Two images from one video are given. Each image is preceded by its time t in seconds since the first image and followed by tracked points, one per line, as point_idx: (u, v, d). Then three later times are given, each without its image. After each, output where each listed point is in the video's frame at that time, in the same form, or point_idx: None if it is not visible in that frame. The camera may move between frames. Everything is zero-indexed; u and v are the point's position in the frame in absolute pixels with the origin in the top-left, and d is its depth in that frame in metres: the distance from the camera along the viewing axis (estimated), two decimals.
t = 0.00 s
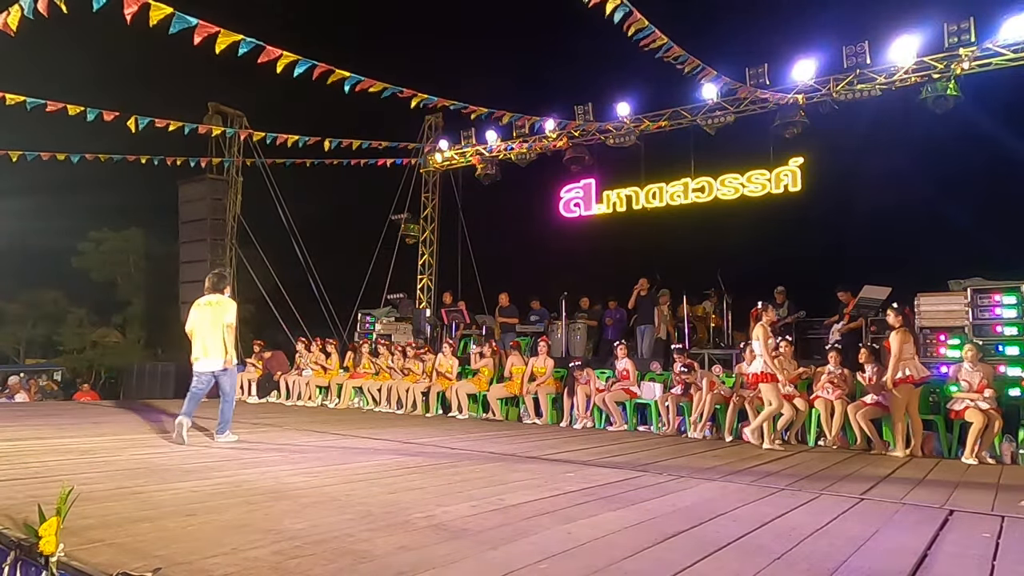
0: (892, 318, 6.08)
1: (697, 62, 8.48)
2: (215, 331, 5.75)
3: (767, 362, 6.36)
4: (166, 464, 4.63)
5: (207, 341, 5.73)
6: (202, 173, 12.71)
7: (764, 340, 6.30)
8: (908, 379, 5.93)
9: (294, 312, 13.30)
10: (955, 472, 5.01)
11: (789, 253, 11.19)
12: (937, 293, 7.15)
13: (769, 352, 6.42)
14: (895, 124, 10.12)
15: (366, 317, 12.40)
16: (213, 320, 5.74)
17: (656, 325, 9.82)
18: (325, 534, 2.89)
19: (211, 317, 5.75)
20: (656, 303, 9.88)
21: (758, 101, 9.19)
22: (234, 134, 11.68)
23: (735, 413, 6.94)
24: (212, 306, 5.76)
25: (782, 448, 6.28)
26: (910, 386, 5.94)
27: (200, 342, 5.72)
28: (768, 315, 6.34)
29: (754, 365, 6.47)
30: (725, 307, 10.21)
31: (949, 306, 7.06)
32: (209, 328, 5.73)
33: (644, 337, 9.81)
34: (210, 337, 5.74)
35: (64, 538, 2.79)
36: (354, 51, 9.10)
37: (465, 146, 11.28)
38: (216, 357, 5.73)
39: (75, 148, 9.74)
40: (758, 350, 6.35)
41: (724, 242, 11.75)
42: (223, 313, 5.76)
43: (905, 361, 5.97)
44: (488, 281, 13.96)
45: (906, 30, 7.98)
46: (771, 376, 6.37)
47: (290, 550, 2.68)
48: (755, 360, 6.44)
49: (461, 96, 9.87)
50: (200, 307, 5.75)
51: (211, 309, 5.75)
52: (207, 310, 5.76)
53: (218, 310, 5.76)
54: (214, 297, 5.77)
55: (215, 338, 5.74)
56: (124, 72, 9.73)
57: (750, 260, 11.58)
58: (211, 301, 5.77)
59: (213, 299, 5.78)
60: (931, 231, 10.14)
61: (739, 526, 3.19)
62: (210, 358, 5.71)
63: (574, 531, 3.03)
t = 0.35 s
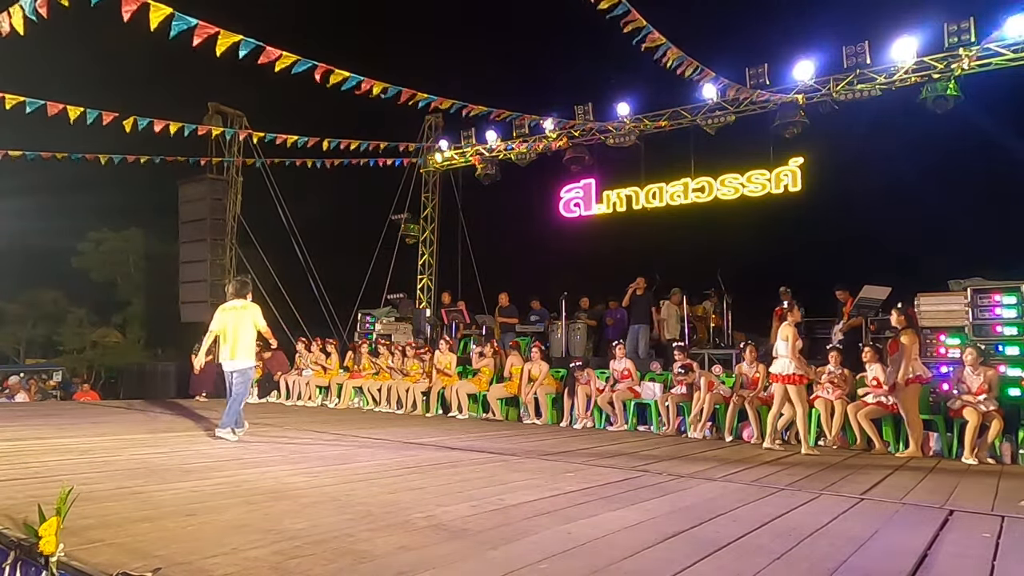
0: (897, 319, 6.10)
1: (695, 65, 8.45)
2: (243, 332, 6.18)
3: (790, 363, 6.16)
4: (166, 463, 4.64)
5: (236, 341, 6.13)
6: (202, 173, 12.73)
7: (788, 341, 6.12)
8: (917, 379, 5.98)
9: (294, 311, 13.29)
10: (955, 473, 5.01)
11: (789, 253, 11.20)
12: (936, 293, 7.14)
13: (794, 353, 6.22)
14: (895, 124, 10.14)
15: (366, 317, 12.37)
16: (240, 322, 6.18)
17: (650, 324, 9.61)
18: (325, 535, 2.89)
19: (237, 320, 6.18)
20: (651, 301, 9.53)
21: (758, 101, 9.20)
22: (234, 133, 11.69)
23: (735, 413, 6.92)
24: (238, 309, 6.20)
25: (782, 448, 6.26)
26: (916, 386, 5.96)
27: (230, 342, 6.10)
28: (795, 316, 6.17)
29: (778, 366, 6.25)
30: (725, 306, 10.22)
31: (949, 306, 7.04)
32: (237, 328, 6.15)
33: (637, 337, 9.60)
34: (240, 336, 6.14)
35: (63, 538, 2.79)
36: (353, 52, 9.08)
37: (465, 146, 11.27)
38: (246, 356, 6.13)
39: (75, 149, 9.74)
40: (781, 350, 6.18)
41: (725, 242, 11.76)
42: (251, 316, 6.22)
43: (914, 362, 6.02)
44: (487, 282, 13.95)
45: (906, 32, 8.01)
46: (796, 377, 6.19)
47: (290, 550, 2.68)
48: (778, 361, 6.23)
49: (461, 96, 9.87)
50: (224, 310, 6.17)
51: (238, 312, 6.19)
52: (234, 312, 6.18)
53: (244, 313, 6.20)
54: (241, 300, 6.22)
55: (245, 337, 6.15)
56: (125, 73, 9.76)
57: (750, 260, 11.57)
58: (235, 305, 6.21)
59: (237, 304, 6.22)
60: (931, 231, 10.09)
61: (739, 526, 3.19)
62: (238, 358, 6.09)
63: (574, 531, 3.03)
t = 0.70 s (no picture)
0: (898, 318, 6.07)
1: (694, 65, 8.42)
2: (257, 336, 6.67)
3: (802, 360, 6.24)
4: (166, 463, 4.64)
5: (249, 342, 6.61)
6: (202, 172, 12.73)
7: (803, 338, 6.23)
8: (918, 379, 5.97)
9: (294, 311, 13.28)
10: (955, 472, 5.01)
11: (789, 253, 11.21)
12: (936, 294, 7.18)
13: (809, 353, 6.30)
14: (894, 124, 10.15)
15: (367, 317, 12.34)
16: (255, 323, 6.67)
17: (640, 322, 9.79)
18: (325, 535, 2.89)
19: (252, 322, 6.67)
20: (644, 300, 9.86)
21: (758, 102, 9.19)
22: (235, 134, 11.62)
23: (735, 413, 6.93)
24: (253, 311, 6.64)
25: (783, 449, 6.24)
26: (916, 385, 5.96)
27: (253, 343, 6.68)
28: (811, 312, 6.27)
29: (788, 364, 6.33)
30: (725, 307, 10.20)
31: (949, 306, 7.07)
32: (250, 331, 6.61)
33: (632, 337, 9.77)
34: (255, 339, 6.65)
35: (64, 538, 2.79)
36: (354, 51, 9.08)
37: (465, 145, 11.27)
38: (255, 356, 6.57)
39: (75, 149, 9.74)
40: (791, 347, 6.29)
41: (727, 242, 11.77)
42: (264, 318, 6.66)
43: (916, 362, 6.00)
44: (488, 282, 13.94)
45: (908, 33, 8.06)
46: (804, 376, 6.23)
47: (290, 550, 2.68)
48: (789, 358, 6.33)
49: (461, 96, 9.87)
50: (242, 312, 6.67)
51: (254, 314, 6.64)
52: (249, 314, 6.63)
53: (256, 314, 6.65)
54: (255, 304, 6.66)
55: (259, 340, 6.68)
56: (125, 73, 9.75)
57: (751, 260, 11.58)
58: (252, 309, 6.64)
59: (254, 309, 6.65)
60: (930, 231, 10.08)
61: (739, 526, 3.19)
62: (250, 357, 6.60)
63: (573, 531, 3.03)
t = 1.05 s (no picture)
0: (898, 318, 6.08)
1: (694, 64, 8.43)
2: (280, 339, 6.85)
3: (797, 361, 6.22)
4: (166, 464, 4.63)
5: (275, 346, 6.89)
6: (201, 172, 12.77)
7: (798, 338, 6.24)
8: (914, 379, 5.95)
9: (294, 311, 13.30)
10: (956, 472, 5.01)
11: (788, 253, 11.22)
12: (937, 294, 7.15)
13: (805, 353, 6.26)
14: (894, 123, 10.17)
15: (367, 316, 12.31)
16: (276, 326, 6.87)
17: (636, 323, 9.85)
18: (325, 535, 2.89)
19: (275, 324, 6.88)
20: (637, 299, 9.92)
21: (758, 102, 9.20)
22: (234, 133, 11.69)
23: (735, 413, 6.94)
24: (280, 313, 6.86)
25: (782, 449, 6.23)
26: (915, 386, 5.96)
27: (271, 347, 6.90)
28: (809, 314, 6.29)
29: (782, 364, 6.31)
30: (725, 307, 10.19)
31: (949, 307, 7.04)
32: (276, 334, 6.82)
33: (629, 337, 9.77)
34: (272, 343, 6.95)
35: (63, 538, 2.79)
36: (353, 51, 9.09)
37: (465, 145, 11.26)
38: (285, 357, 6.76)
39: (75, 149, 9.74)
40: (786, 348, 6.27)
41: (727, 242, 11.78)
42: (290, 321, 6.93)
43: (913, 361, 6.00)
44: (488, 281, 13.93)
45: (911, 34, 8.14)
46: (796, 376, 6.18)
47: (291, 550, 2.68)
48: (784, 358, 6.30)
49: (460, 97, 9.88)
50: (262, 315, 6.91)
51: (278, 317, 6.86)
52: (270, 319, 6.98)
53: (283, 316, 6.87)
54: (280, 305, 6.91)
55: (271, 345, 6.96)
56: (125, 73, 9.75)
57: (751, 260, 11.58)
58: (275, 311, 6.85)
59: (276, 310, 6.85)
60: (930, 231, 10.07)
61: (738, 526, 3.19)
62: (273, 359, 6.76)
63: (573, 531, 3.03)
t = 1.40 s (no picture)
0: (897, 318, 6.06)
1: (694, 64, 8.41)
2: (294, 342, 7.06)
3: (782, 362, 6.21)
4: (166, 464, 4.63)
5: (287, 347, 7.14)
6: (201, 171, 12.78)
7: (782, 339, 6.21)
8: (914, 379, 5.96)
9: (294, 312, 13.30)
10: (956, 472, 5.01)
11: (789, 253, 11.22)
12: (937, 294, 7.10)
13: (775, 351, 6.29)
14: (894, 123, 10.16)
15: (368, 317, 12.29)
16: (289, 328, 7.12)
17: (636, 323, 9.86)
18: (325, 534, 2.89)
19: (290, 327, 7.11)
20: (636, 300, 9.94)
21: (758, 102, 9.21)
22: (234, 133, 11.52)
23: (735, 412, 6.95)
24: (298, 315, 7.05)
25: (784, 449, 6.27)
26: (915, 385, 5.96)
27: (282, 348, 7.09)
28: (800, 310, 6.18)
29: (765, 366, 6.30)
30: (726, 307, 10.17)
31: (949, 306, 7.00)
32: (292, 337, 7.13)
33: (630, 336, 9.76)
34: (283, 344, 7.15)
35: (63, 538, 2.79)
36: (353, 52, 9.10)
37: (465, 145, 11.25)
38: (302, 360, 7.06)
39: (75, 149, 9.73)
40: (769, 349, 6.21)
41: (727, 242, 11.78)
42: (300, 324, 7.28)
43: (912, 361, 5.99)
44: (488, 282, 13.93)
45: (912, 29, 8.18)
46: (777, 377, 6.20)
47: (291, 550, 2.68)
48: (765, 360, 6.29)
49: (460, 97, 9.88)
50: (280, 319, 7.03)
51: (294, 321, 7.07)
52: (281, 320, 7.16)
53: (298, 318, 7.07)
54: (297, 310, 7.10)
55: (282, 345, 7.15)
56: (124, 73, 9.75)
57: (750, 260, 11.58)
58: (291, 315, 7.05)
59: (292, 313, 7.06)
60: (929, 230, 10.06)
61: (738, 526, 3.18)
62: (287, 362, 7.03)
63: (573, 531, 3.03)
